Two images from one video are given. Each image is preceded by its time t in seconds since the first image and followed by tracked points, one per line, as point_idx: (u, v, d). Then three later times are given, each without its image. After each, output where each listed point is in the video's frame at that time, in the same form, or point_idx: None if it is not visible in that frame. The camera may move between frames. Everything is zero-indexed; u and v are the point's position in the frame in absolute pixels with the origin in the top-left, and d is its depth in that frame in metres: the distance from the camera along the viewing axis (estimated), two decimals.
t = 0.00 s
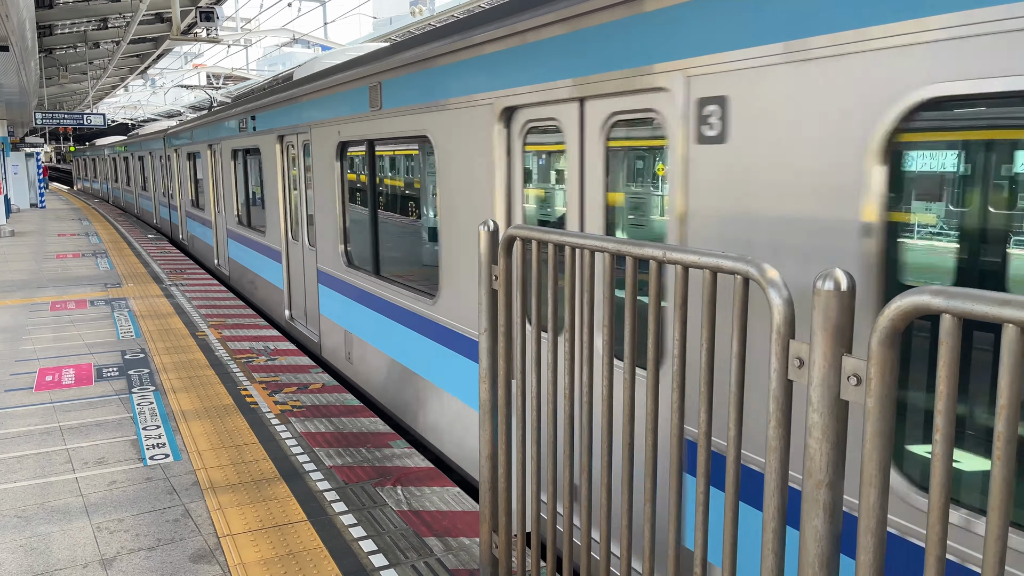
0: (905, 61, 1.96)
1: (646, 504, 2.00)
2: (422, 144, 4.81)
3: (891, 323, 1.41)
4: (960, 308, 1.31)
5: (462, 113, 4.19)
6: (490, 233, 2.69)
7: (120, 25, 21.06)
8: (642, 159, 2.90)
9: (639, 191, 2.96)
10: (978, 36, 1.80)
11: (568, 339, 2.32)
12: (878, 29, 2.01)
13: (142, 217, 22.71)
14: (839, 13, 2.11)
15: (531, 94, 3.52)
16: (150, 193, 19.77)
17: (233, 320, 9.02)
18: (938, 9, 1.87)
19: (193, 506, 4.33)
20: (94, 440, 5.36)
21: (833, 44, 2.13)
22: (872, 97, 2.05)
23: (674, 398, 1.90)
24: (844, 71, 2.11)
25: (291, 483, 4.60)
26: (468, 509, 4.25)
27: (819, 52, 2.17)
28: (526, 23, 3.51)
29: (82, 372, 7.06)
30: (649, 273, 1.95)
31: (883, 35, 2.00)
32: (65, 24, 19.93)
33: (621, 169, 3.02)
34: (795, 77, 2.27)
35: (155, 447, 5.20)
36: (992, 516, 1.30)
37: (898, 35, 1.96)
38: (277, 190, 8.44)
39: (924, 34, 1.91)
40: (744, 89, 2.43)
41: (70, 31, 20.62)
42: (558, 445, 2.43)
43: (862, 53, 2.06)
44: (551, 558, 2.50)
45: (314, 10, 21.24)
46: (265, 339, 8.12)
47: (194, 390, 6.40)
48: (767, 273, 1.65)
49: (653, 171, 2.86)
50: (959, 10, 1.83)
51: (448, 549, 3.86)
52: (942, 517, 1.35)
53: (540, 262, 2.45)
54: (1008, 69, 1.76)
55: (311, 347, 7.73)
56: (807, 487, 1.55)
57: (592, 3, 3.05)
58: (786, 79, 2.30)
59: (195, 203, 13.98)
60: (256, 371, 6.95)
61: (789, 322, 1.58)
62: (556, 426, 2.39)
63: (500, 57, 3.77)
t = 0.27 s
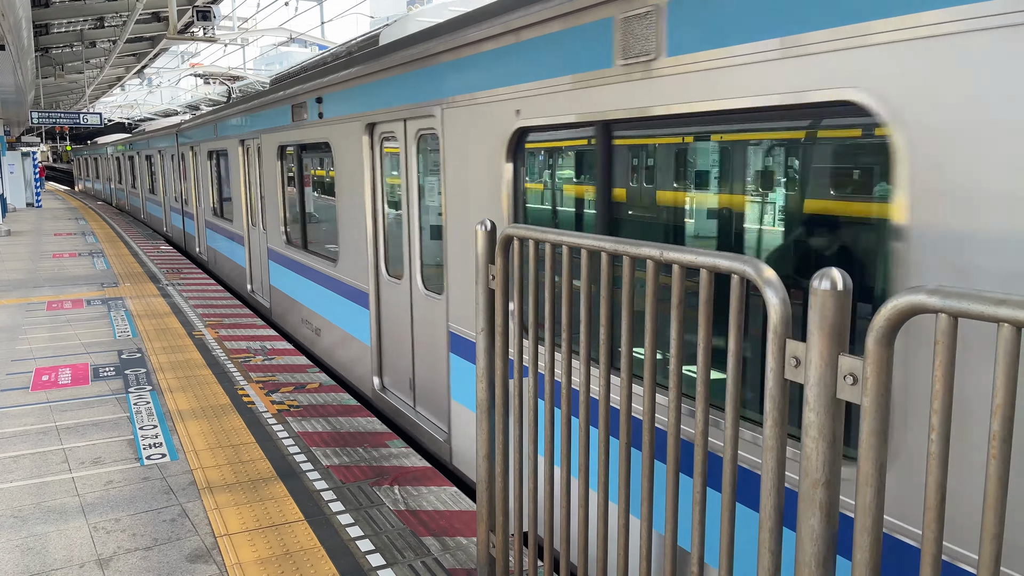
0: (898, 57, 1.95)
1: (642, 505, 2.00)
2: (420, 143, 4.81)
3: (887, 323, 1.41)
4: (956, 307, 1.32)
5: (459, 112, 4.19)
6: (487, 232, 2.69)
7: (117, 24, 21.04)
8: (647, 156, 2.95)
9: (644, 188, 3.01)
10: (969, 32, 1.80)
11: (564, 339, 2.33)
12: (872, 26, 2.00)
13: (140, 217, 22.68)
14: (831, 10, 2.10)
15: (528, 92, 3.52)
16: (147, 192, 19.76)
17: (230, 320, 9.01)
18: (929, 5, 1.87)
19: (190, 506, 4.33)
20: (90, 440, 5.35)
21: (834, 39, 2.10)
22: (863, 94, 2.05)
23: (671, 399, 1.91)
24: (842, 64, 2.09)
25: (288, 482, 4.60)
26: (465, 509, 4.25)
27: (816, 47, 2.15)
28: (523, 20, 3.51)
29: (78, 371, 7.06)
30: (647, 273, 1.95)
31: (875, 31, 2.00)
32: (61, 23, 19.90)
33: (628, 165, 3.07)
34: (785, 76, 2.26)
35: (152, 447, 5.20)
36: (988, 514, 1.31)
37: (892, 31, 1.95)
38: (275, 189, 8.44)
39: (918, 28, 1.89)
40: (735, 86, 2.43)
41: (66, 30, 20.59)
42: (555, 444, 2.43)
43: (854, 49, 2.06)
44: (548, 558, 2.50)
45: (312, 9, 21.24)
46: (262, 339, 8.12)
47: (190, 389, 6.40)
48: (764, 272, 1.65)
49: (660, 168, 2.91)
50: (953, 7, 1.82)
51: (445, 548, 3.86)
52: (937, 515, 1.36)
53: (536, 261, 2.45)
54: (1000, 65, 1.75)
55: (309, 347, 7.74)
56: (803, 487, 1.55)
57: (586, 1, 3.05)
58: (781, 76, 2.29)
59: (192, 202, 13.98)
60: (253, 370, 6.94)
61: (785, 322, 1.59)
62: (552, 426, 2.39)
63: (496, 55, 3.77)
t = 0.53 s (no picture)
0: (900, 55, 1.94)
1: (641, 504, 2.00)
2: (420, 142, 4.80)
3: (886, 323, 1.41)
4: (955, 307, 1.32)
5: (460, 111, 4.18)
6: (487, 232, 2.70)
7: (117, 23, 21.04)
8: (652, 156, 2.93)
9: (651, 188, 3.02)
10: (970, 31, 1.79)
11: (563, 339, 2.33)
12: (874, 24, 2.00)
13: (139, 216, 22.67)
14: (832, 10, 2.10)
15: (529, 91, 3.52)
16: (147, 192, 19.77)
17: (230, 319, 9.01)
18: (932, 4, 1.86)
19: (190, 505, 4.33)
20: (90, 439, 5.35)
21: (839, 37, 2.10)
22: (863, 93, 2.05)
23: (669, 398, 1.91)
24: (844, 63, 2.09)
25: (288, 481, 4.60)
26: (465, 508, 4.25)
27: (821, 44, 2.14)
28: (523, 19, 3.51)
29: (78, 370, 7.06)
30: (647, 272, 1.96)
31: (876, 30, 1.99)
32: (61, 22, 19.91)
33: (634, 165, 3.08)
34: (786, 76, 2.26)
35: (152, 446, 5.20)
36: (986, 514, 1.31)
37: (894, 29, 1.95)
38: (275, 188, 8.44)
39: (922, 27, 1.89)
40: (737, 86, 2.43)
41: (66, 29, 20.59)
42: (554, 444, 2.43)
43: (856, 48, 2.06)
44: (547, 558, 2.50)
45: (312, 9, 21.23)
46: (262, 338, 8.12)
47: (190, 388, 6.40)
48: (764, 272, 1.65)
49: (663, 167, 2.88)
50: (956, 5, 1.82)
51: (445, 547, 3.86)
52: (937, 515, 1.36)
53: (536, 261, 2.45)
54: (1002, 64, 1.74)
55: (309, 346, 7.74)
56: (803, 486, 1.55)
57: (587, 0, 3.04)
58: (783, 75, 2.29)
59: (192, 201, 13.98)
60: (253, 369, 6.94)
61: (785, 321, 1.59)
62: (552, 426, 2.39)
63: (497, 54, 3.77)
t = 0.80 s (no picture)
0: (903, 53, 1.94)
1: (641, 504, 2.00)
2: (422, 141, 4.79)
3: (886, 322, 1.41)
4: (956, 306, 1.32)
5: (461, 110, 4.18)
6: (487, 232, 2.70)
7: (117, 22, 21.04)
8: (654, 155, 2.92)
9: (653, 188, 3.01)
10: (973, 29, 1.79)
11: (562, 338, 2.33)
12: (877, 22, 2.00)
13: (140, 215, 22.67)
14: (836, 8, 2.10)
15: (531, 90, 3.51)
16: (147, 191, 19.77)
17: (231, 318, 9.01)
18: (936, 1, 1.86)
19: (190, 504, 4.33)
20: (90, 438, 5.35)
21: (841, 36, 2.09)
22: (865, 92, 2.05)
23: (670, 397, 1.91)
24: (847, 62, 2.09)
25: (288, 481, 4.61)
26: (465, 507, 4.26)
27: (825, 42, 2.14)
28: (526, 18, 3.50)
29: (78, 369, 7.06)
30: (647, 271, 1.95)
31: (880, 28, 1.99)
32: (62, 21, 19.90)
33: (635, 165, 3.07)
34: (788, 74, 2.27)
35: (152, 445, 5.20)
36: (987, 514, 1.31)
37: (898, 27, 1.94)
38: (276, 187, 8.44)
39: (927, 24, 1.88)
40: (741, 84, 2.42)
41: (66, 28, 20.58)
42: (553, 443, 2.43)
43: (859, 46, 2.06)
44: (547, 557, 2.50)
45: (313, 8, 21.23)
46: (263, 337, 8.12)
47: (191, 387, 6.40)
48: (763, 271, 1.65)
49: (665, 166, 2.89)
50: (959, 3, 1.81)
51: (445, 547, 3.86)
52: (937, 514, 1.36)
53: (537, 260, 2.45)
54: (1005, 62, 1.74)
55: (310, 345, 7.75)
56: (802, 485, 1.55)
57: None
58: (786, 74, 2.29)
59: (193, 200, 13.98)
60: (253, 369, 6.94)
61: (785, 321, 1.59)
62: (552, 425, 2.40)
63: (499, 53, 3.76)
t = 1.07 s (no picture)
0: (907, 52, 1.94)
1: (640, 502, 2.00)
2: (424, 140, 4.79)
3: (886, 321, 1.41)
4: (956, 305, 1.32)
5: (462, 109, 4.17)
6: (486, 231, 2.69)
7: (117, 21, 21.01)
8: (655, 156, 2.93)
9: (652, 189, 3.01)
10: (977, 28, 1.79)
11: (562, 337, 2.32)
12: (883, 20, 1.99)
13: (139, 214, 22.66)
14: (842, 7, 2.09)
15: (533, 89, 3.51)
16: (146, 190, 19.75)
17: (230, 318, 9.00)
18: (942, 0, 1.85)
19: (189, 504, 4.33)
20: (89, 438, 5.35)
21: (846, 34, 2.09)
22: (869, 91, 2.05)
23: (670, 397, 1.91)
24: (854, 61, 2.08)
25: (287, 480, 4.60)
26: (464, 506, 4.26)
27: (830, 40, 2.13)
28: (530, 17, 3.49)
29: (77, 368, 7.05)
30: (646, 271, 1.95)
31: (885, 27, 1.98)
32: (61, 20, 19.88)
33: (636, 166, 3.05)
34: (791, 75, 2.27)
35: (151, 445, 5.19)
36: (986, 513, 1.31)
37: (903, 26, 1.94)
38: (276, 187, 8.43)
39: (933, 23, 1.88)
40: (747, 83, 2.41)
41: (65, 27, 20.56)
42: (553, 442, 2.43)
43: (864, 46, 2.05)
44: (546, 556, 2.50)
45: (313, 7, 21.20)
46: (262, 337, 8.11)
47: (190, 387, 6.39)
48: (763, 271, 1.65)
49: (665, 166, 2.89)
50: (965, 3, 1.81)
51: (444, 546, 3.86)
52: (936, 513, 1.36)
53: (537, 260, 2.45)
54: (1009, 62, 1.74)
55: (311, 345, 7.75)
56: (802, 484, 1.56)
57: None
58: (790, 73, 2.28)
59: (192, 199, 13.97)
60: (251, 368, 6.93)
61: (784, 320, 1.59)
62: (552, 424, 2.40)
63: (502, 52, 3.76)
